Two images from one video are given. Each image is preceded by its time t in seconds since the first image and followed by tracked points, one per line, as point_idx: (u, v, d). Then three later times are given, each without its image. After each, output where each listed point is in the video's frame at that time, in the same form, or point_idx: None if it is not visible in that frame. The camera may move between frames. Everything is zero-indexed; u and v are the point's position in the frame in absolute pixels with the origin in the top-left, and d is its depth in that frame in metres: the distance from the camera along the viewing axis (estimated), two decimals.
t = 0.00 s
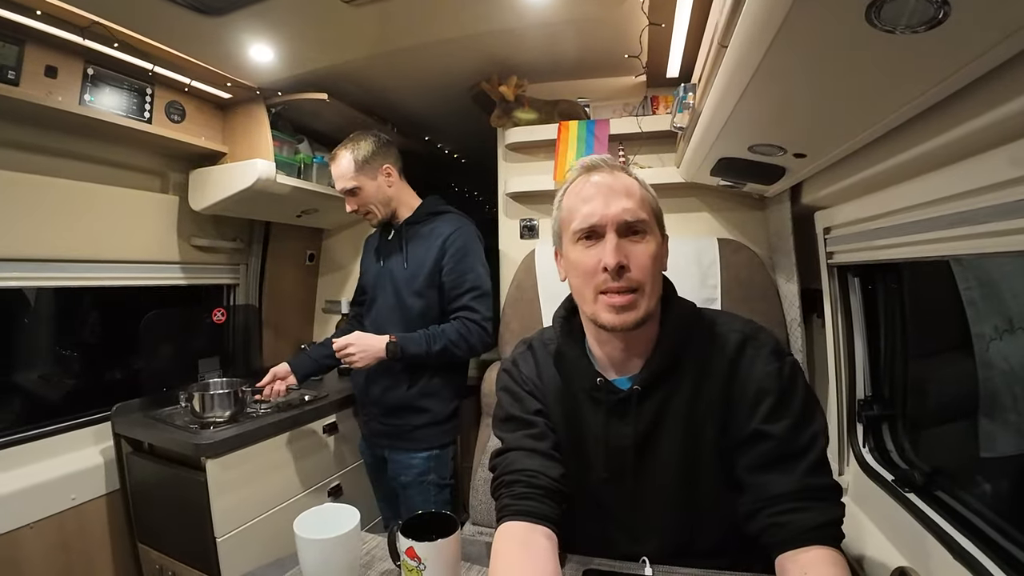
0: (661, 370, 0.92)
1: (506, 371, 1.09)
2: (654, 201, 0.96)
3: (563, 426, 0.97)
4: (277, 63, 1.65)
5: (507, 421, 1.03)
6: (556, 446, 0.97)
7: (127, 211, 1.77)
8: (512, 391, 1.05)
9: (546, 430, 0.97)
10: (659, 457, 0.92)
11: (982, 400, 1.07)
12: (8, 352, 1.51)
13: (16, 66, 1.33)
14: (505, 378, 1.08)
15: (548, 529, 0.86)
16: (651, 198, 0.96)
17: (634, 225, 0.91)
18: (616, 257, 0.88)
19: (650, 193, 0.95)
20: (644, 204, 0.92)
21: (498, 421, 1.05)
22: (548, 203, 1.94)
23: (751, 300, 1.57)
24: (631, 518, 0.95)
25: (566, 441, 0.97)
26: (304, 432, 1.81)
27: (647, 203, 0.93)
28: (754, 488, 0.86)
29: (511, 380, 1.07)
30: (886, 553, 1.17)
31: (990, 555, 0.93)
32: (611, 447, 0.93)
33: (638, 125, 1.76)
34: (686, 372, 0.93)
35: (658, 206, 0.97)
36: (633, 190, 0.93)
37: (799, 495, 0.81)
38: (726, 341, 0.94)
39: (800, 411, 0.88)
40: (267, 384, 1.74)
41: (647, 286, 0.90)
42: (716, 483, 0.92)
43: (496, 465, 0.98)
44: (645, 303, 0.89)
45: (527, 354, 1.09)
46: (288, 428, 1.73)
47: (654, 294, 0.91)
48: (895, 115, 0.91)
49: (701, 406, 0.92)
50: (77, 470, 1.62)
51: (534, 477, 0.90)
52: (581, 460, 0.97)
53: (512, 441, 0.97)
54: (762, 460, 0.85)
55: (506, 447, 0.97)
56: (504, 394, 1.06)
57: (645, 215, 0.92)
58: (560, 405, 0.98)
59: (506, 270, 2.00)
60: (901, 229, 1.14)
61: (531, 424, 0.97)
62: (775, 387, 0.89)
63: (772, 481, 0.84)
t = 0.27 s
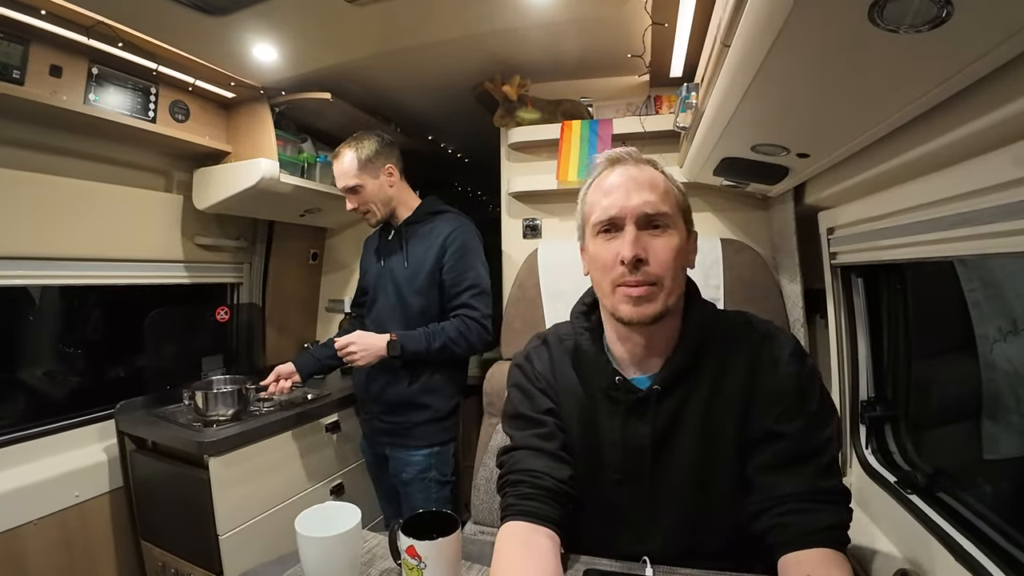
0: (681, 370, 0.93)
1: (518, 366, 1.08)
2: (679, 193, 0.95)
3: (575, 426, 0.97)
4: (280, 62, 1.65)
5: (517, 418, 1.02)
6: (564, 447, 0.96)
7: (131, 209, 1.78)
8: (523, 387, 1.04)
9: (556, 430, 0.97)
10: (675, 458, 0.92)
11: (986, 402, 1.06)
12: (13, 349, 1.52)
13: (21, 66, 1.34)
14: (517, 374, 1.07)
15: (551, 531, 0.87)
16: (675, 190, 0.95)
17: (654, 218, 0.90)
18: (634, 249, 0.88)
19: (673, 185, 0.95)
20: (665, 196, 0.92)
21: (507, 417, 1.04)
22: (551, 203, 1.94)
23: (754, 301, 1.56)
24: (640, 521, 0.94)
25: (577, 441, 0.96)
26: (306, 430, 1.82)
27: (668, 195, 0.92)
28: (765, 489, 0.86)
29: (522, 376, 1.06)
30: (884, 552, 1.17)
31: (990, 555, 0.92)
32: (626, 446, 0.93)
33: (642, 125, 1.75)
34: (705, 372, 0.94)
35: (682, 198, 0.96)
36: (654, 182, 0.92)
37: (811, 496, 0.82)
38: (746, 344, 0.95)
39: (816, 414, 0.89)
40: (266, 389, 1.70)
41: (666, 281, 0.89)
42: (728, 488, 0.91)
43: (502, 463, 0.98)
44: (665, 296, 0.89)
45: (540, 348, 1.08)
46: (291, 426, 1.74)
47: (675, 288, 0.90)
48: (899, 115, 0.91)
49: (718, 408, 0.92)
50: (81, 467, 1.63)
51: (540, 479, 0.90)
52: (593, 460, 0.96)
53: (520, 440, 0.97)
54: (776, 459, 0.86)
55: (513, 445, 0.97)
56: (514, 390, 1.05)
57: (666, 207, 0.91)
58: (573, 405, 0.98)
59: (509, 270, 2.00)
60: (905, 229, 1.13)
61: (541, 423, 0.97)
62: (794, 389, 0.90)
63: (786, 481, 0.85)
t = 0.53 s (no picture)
0: (695, 371, 0.91)
1: (528, 363, 1.08)
2: (642, 196, 0.91)
3: (583, 426, 0.97)
4: (282, 64, 1.66)
5: (525, 416, 1.01)
6: (570, 447, 0.96)
7: (133, 210, 1.79)
8: (532, 384, 1.04)
9: (564, 429, 0.97)
10: (685, 458, 0.92)
11: (987, 401, 1.06)
12: (17, 349, 1.53)
13: (24, 68, 1.35)
14: (526, 369, 1.07)
15: (552, 532, 0.87)
16: (637, 195, 0.91)
17: (601, 231, 0.90)
18: (576, 268, 0.91)
19: (635, 189, 0.91)
20: (616, 206, 0.90)
21: (513, 414, 1.04)
22: (551, 203, 1.94)
23: (755, 301, 1.55)
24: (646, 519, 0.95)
25: (586, 441, 0.97)
26: (308, 430, 1.82)
27: (621, 204, 0.90)
28: (770, 488, 0.85)
29: (532, 373, 1.06)
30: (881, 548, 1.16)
31: (991, 554, 0.92)
32: (637, 447, 0.93)
33: (642, 125, 1.75)
34: (718, 373, 0.93)
35: (652, 200, 0.91)
36: (608, 193, 0.91)
37: (815, 495, 0.82)
38: (762, 343, 0.94)
39: (828, 415, 0.88)
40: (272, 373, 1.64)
41: (614, 294, 0.89)
42: (735, 488, 0.91)
43: (507, 460, 0.98)
44: (612, 310, 0.89)
45: (552, 346, 1.08)
46: (292, 425, 1.74)
47: (627, 300, 0.89)
48: (897, 113, 0.91)
49: (730, 408, 0.92)
50: (84, 466, 1.64)
51: (546, 479, 0.90)
52: (601, 458, 0.97)
53: (525, 438, 0.97)
54: (785, 459, 0.86)
55: (518, 442, 0.97)
56: (522, 386, 1.05)
57: (613, 218, 0.89)
58: (582, 404, 0.98)
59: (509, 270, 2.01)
60: (904, 228, 1.13)
61: (548, 422, 0.97)
62: (806, 391, 0.88)
63: (793, 481, 0.84)
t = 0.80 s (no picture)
0: (700, 374, 0.90)
1: (531, 362, 1.06)
2: (610, 208, 0.88)
3: (585, 427, 0.96)
4: (280, 68, 1.67)
5: (527, 416, 1.00)
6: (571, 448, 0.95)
7: (134, 214, 1.80)
8: (534, 384, 1.02)
9: (566, 430, 0.96)
10: (688, 459, 0.92)
11: (989, 399, 1.06)
12: (19, 353, 1.55)
13: (24, 74, 1.37)
14: (529, 369, 1.05)
15: (550, 533, 0.87)
16: (604, 206, 0.88)
17: (572, 246, 0.90)
18: (557, 281, 0.93)
19: (604, 201, 0.88)
20: (584, 222, 0.89)
21: (515, 413, 1.03)
22: (550, 204, 1.95)
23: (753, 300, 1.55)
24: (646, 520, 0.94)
25: (588, 442, 0.96)
26: (308, 432, 1.83)
27: (588, 218, 0.88)
28: (773, 489, 0.85)
29: (534, 372, 1.04)
30: (880, 545, 1.16)
31: (990, 554, 0.92)
32: (641, 448, 0.93)
33: (639, 125, 1.75)
34: (721, 373, 0.92)
35: (620, 210, 0.88)
36: (580, 205, 0.90)
37: (818, 495, 0.82)
38: (768, 344, 0.93)
39: (833, 418, 0.87)
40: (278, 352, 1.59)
41: (588, 309, 0.89)
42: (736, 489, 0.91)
43: (507, 459, 0.97)
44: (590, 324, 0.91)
45: (554, 344, 1.07)
46: (291, 428, 1.75)
47: (603, 314, 0.89)
48: (892, 109, 0.91)
49: (734, 410, 0.91)
50: (86, 469, 1.65)
51: (547, 481, 0.90)
52: (603, 459, 0.97)
53: (526, 438, 0.96)
54: (789, 459, 0.86)
55: (519, 442, 0.97)
56: (524, 385, 1.04)
57: (582, 234, 0.88)
58: (583, 404, 0.97)
59: (508, 271, 2.01)
60: (902, 226, 1.13)
61: (550, 423, 0.96)
62: (811, 391, 0.88)
63: (797, 481, 0.84)
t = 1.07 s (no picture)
0: (698, 373, 0.90)
1: (528, 362, 1.06)
2: (604, 209, 0.88)
3: (583, 428, 0.96)
4: (278, 72, 1.68)
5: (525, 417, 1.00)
6: (569, 448, 0.95)
7: (134, 219, 1.81)
8: (531, 384, 1.02)
9: (564, 431, 0.95)
10: (686, 458, 0.91)
11: (989, 396, 1.05)
12: (20, 357, 1.55)
13: (23, 80, 1.38)
14: (527, 370, 1.05)
15: (548, 533, 0.87)
16: (598, 206, 0.88)
17: (568, 248, 0.89)
18: (552, 284, 0.92)
19: (597, 202, 0.88)
20: (578, 223, 0.88)
21: (513, 413, 1.03)
22: (548, 205, 1.95)
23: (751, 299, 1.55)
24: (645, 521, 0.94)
25: (586, 443, 0.96)
26: (309, 434, 1.84)
27: (582, 218, 0.88)
28: (771, 488, 0.85)
29: (531, 373, 1.04)
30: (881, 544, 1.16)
31: (990, 551, 0.92)
32: (639, 448, 0.93)
33: (635, 125, 1.76)
34: (719, 372, 0.92)
35: (616, 210, 0.88)
36: (573, 206, 0.90)
37: (816, 495, 0.82)
38: (765, 342, 0.93)
39: (831, 416, 0.87)
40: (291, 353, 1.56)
41: (586, 310, 0.89)
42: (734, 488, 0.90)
43: (506, 459, 0.97)
44: (588, 325, 0.90)
45: (552, 345, 1.07)
46: (292, 431, 1.75)
47: (600, 315, 0.89)
48: (886, 105, 0.91)
49: (731, 409, 0.91)
50: (87, 473, 1.66)
51: (545, 481, 0.89)
52: (601, 460, 0.97)
53: (524, 438, 0.96)
54: (787, 457, 0.85)
55: (517, 443, 0.96)
56: (522, 386, 1.04)
57: (577, 235, 0.88)
58: (581, 404, 0.96)
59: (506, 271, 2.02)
60: (899, 222, 1.13)
61: (548, 423, 0.95)
62: (809, 389, 0.88)
63: (795, 479, 0.84)
